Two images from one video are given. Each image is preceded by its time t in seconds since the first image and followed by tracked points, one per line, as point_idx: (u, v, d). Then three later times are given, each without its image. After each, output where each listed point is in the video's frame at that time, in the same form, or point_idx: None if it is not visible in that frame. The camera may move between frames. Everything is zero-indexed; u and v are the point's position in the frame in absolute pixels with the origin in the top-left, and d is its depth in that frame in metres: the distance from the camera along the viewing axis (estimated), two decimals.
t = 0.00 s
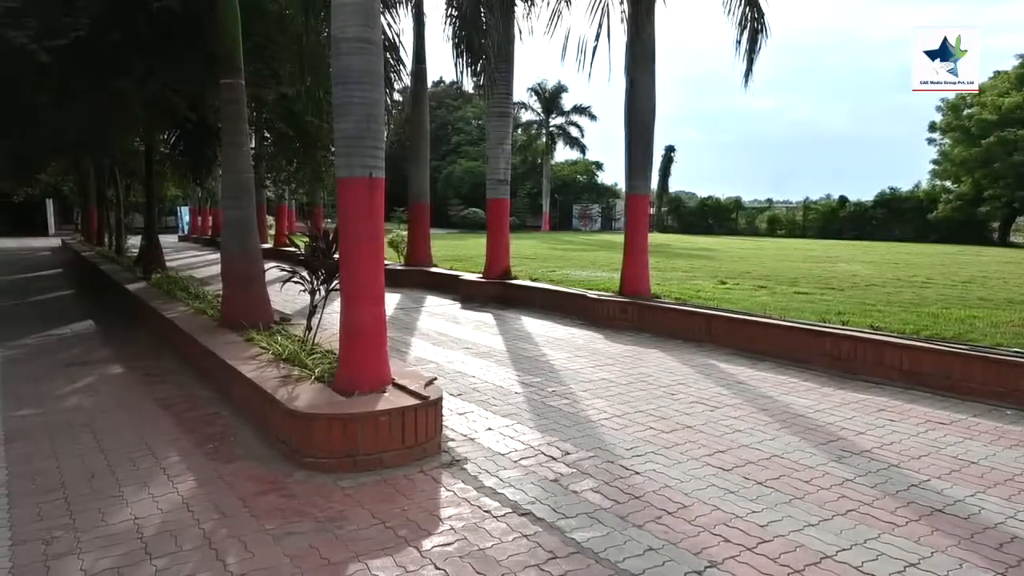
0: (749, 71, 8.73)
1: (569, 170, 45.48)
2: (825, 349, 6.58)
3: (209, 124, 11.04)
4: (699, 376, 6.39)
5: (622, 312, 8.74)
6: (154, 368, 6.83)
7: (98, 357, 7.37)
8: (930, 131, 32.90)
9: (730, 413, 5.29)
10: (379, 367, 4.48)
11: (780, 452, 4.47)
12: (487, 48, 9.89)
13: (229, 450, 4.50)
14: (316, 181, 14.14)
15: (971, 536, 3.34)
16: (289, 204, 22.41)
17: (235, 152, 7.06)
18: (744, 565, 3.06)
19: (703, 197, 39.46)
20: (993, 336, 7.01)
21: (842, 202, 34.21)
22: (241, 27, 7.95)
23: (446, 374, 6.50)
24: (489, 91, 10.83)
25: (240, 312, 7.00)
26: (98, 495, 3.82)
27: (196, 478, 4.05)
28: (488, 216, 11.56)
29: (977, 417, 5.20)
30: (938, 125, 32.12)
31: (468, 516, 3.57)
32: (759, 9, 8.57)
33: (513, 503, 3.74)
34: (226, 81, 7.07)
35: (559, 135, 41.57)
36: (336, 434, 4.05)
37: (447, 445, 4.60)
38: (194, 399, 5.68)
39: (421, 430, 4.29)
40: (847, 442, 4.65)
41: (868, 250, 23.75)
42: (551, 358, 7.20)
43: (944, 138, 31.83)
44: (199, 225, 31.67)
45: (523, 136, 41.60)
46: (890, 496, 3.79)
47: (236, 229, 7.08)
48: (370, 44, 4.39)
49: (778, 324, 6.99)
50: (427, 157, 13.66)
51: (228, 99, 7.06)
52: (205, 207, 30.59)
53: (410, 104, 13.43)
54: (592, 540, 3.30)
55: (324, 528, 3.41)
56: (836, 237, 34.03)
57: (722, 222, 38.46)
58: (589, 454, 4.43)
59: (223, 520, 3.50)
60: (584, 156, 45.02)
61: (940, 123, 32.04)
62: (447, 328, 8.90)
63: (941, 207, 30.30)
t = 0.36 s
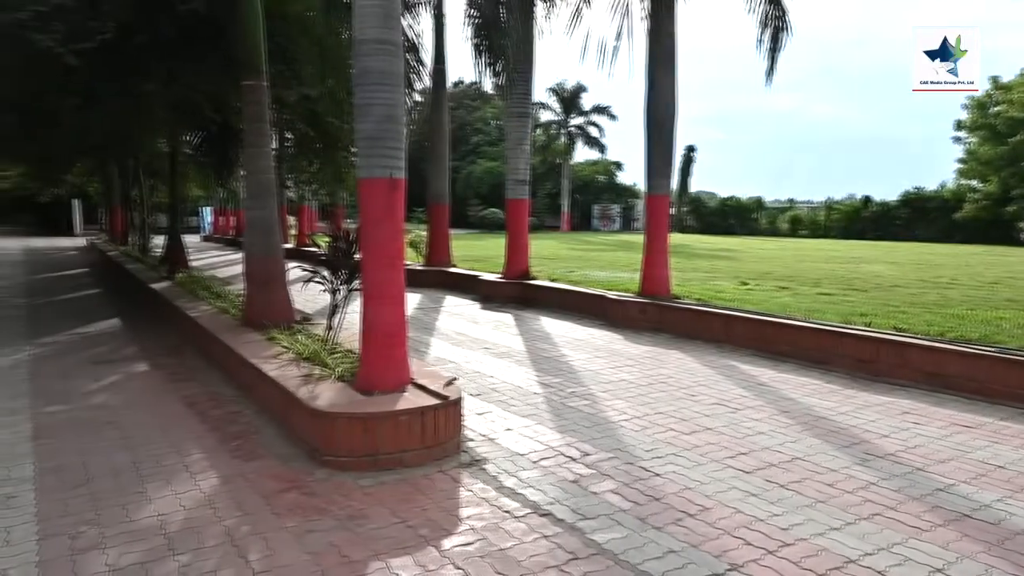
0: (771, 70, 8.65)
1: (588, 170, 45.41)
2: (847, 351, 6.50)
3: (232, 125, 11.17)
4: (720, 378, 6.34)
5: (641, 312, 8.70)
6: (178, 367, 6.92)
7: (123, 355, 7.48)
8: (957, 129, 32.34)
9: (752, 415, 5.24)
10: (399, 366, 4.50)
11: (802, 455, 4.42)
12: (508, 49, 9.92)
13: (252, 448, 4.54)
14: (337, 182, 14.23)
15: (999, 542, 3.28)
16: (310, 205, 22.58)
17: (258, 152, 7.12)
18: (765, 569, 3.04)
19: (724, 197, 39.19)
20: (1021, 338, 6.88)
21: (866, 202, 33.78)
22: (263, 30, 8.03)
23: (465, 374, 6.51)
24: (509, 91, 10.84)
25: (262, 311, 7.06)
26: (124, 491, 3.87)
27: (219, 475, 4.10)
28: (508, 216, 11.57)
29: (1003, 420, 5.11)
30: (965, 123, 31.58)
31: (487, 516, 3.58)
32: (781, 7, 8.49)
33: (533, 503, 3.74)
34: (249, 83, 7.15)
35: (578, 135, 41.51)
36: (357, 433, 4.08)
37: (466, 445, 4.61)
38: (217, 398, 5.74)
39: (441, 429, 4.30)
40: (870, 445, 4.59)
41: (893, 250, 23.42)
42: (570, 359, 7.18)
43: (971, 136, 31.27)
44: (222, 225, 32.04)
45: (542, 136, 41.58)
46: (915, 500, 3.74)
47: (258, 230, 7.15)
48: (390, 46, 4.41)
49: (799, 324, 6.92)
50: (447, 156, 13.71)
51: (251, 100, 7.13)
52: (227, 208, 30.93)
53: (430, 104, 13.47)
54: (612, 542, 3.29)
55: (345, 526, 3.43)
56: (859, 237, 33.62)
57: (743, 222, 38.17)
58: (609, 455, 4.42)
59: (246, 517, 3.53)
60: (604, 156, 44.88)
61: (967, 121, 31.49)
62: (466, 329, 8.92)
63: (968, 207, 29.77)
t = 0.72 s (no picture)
0: (795, 69, 8.56)
1: (609, 171, 45.31)
2: (873, 354, 6.42)
3: (256, 127, 11.35)
4: (742, 380, 6.28)
5: (663, 314, 8.64)
6: (203, 366, 7.01)
7: (150, 354, 7.59)
8: (986, 128, 31.75)
9: (775, 418, 5.19)
10: (420, 367, 4.52)
11: (827, 459, 4.37)
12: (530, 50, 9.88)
13: (276, 447, 4.59)
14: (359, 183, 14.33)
15: None
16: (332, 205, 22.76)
17: (282, 154, 7.20)
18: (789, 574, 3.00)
19: (746, 197, 38.90)
20: None
21: (891, 203, 33.33)
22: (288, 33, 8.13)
23: (487, 375, 6.52)
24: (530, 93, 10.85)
25: (285, 311, 7.13)
26: (151, 488, 3.94)
27: (244, 473, 4.15)
28: (529, 218, 11.56)
29: None
30: (994, 123, 31.01)
31: (509, 517, 3.58)
32: (805, 5, 8.40)
33: (554, 505, 3.73)
34: (274, 85, 7.22)
35: (599, 136, 41.45)
36: (380, 432, 4.10)
37: (488, 446, 4.62)
38: (242, 397, 5.80)
39: (463, 430, 4.31)
40: (897, 450, 4.52)
41: (920, 251, 23.06)
42: (591, 360, 7.16)
43: (1001, 136, 30.69)
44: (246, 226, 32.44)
45: (563, 137, 41.56)
46: (944, 507, 3.67)
47: (282, 230, 7.23)
48: (413, 48, 4.44)
49: (824, 327, 6.84)
50: (469, 158, 13.69)
51: (276, 102, 7.21)
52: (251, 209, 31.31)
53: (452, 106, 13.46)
54: (634, 545, 3.28)
55: (368, 526, 3.45)
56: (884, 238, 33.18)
57: (766, 223, 37.84)
58: (631, 457, 4.40)
59: (270, 515, 3.56)
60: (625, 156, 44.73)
61: (996, 121, 30.92)
62: (487, 330, 8.94)
63: (997, 207, 29.22)
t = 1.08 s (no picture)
0: (820, 69, 8.46)
1: (630, 173, 45.18)
2: (899, 357, 6.33)
3: (280, 129, 11.49)
4: (766, 383, 6.22)
5: (685, 316, 8.59)
6: (228, 365, 7.10)
7: (175, 353, 7.71)
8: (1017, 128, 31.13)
9: (799, 422, 5.13)
10: (441, 368, 4.53)
11: (853, 463, 4.31)
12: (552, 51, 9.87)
13: (299, 446, 4.63)
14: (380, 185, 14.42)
15: None
16: (354, 207, 22.94)
17: (305, 156, 7.26)
18: None
19: (770, 199, 38.57)
20: None
21: (918, 205, 32.81)
22: (312, 36, 8.24)
23: (508, 377, 6.52)
24: (551, 94, 10.84)
25: (308, 311, 7.20)
26: (177, 485, 3.99)
27: (268, 472, 4.19)
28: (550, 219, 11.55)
29: None
30: None
31: (530, 518, 3.58)
32: (830, 5, 8.31)
33: (575, 507, 3.72)
34: (298, 88, 7.29)
35: (620, 137, 41.35)
36: (401, 433, 4.12)
37: (509, 448, 4.62)
38: (265, 397, 5.86)
39: (484, 431, 4.32)
40: (924, 455, 4.45)
41: (949, 253, 22.65)
42: (612, 362, 7.14)
43: None
44: (269, 228, 32.82)
45: (584, 139, 41.51)
46: (973, 513, 3.61)
47: (305, 231, 7.29)
48: (436, 50, 4.45)
49: (848, 330, 6.76)
50: (489, 160, 13.72)
51: (300, 105, 7.28)
52: (275, 211, 31.66)
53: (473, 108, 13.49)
54: (656, 548, 3.26)
55: (390, 525, 3.47)
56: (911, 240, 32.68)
57: (789, 225, 37.48)
58: (653, 460, 4.38)
59: (294, 514, 3.60)
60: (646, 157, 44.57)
61: None
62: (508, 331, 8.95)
63: None
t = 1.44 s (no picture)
0: (846, 69, 8.36)
1: (652, 173, 44.99)
2: (927, 361, 6.23)
3: (303, 131, 11.60)
4: (789, 386, 6.16)
5: (707, 317, 8.52)
6: (252, 365, 7.17)
7: (200, 353, 7.82)
8: None
9: (824, 426, 5.07)
10: (462, 368, 4.53)
11: (879, 468, 4.25)
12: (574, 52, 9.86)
13: (321, 446, 4.67)
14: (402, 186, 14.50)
15: None
16: (376, 208, 23.04)
17: (328, 157, 7.33)
18: None
19: (794, 199, 38.18)
20: None
21: (946, 205, 32.17)
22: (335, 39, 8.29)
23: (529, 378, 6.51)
24: (573, 95, 10.82)
25: (330, 312, 7.26)
26: (202, 483, 4.04)
27: (291, 471, 4.23)
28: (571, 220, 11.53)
29: None
30: None
31: (551, 520, 3.57)
32: (856, 3, 8.21)
33: (597, 509, 3.71)
34: (321, 90, 7.36)
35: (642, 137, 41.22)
36: (423, 434, 4.13)
37: (530, 449, 4.62)
38: (288, 396, 5.92)
39: (505, 432, 4.32)
40: (953, 460, 4.37)
41: (979, 255, 22.20)
42: (634, 364, 7.11)
43: None
44: (292, 229, 33.19)
45: (605, 139, 41.43)
46: (1003, 520, 3.53)
47: (328, 232, 7.35)
48: (459, 52, 4.47)
49: (874, 333, 6.66)
50: (510, 161, 13.73)
51: (323, 106, 7.34)
52: (298, 212, 31.97)
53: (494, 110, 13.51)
54: (678, 551, 3.24)
55: (411, 525, 3.48)
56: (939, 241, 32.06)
57: (813, 226, 37.04)
58: (675, 462, 4.35)
59: (316, 513, 3.62)
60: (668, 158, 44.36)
61: None
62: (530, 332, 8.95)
63: None
